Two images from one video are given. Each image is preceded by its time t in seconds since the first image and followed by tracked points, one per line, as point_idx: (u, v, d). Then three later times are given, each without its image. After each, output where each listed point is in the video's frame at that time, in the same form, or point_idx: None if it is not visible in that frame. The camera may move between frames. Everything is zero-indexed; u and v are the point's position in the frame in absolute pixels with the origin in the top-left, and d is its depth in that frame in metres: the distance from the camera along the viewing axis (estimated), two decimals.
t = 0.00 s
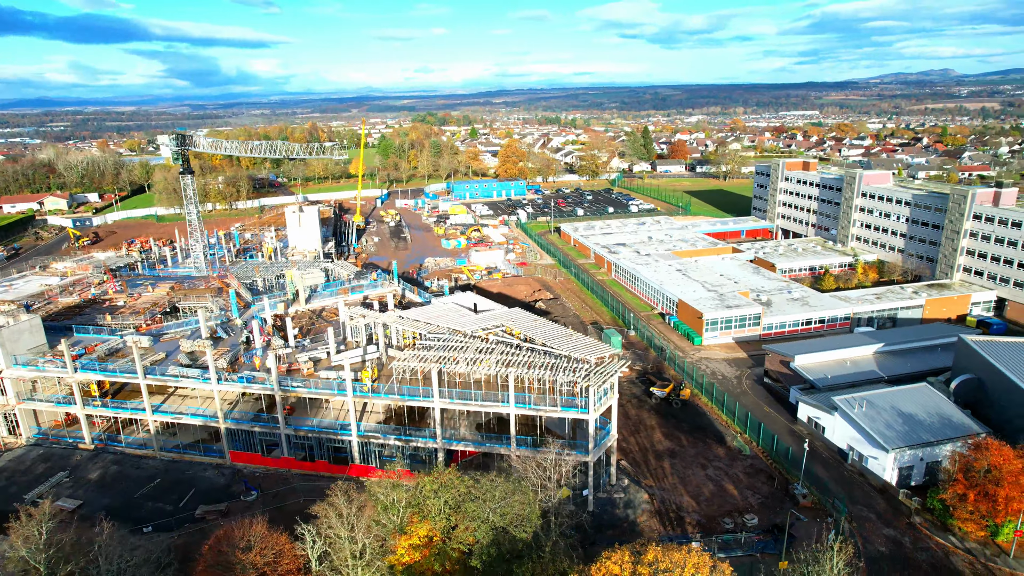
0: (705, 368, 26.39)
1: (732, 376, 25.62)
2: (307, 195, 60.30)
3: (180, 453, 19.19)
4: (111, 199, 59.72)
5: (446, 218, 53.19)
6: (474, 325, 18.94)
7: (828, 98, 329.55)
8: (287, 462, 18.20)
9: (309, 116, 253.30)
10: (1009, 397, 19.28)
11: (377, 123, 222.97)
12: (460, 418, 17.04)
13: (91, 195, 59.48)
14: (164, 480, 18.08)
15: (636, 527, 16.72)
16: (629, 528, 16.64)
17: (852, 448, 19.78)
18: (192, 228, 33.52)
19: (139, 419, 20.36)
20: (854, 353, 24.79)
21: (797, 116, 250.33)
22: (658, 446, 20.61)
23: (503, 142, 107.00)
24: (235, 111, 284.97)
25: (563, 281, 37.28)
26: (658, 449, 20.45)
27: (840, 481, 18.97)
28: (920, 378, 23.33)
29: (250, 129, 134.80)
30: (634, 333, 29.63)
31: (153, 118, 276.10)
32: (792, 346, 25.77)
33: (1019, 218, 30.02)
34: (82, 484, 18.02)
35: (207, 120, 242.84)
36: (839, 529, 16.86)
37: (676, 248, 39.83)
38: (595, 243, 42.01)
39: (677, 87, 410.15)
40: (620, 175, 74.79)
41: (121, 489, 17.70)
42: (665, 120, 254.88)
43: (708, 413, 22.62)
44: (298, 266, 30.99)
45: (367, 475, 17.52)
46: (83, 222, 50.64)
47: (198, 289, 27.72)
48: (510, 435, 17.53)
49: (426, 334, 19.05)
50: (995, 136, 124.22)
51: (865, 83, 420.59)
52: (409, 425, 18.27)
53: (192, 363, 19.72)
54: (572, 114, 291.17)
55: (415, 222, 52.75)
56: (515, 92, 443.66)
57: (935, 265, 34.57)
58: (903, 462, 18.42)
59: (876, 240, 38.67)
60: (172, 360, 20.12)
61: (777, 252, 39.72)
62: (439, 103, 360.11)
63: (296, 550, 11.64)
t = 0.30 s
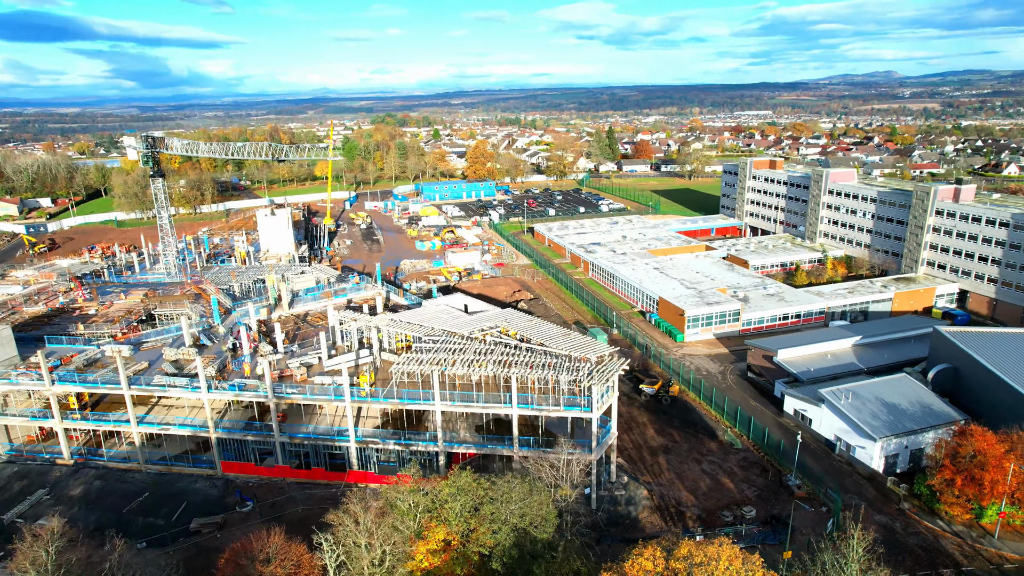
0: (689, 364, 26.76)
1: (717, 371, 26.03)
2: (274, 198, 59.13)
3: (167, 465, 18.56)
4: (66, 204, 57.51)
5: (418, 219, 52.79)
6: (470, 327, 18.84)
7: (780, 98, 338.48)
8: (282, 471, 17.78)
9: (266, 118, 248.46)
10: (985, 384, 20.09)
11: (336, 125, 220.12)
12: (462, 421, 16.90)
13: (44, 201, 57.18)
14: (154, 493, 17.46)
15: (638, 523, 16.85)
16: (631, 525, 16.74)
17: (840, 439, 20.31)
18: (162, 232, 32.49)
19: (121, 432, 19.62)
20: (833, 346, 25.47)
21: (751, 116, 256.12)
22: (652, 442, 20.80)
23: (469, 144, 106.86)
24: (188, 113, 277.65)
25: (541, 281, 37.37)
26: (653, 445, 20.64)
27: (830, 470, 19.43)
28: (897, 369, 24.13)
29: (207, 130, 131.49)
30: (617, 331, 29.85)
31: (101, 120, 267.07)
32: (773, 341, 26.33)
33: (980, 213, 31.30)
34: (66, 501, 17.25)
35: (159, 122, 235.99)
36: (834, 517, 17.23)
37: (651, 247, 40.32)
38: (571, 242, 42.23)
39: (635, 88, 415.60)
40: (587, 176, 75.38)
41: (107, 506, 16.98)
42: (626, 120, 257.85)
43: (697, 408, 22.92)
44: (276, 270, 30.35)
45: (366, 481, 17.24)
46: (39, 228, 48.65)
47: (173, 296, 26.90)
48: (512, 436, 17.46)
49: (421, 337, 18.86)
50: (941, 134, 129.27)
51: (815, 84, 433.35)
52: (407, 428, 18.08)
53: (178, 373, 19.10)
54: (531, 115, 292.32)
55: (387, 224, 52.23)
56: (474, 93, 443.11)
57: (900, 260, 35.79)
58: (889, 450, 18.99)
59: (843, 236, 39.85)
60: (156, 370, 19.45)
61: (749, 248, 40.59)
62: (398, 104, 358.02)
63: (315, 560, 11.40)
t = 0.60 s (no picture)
0: (674, 360, 27.09)
1: (702, 367, 26.41)
2: (239, 202, 57.85)
3: (156, 479, 17.94)
4: (18, 210, 55.26)
5: (390, 221, 52.28)
6: (466, 328, 18.74)
7: (735, 99, 345.95)
8: (278, 480, 17.38)
9: (221, 120, 242.89)
10: (962, 372, 20.86)
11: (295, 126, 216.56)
12: (464, 422, 16.80)
13: None
14: (144, 509, 16.78)
15: (641, 519, 17.00)
16: (633, 522, 16.84)
17: (828, 430, 20.83)
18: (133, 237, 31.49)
19: (103, 445, 18.87)
20: (814, 340, 26.12)
21: (708, 116, 260.94)
22: (646, 438, 20.99)
23: (434, 145, 106.33)
24: (139, 115, 269.51)
25: (520, 282, 37.37)
26: (647, 441, 20.84)
27: (819, 460, 19.85)
28: (876, 360, 24.88)
29: (161, 132, 127.86)
30: (600, 330, 30.03)
31: (46, 122, 257.20)
32: (755, 336, 26.87)
33: (944, 209, 32.48)
34: (49, 519, 16.42)
35: (108, 124, 228.50)
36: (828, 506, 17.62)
37: (627, 246, 40.74)
38: (547, 242, 42.36)
39: (594, 89, 419.41)
40: (555, 176, 75.72)
41: (95, 522, 16.29)
42: (587, 121, 260.16)
43: (686, 404, 23.22)
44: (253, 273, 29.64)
45: (367, 486, 17.00)
46: None
47: (149, 303, 26.09)
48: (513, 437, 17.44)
49: (418, 338, 18.67)
50: (892, 134, 133.87)
51: (768, 85, 444.25)
52: (406, 432, 17.88)
53: (165, 382, 18.49)
54: (492, 116, 292.48)
55: (358, 226, 51.60)
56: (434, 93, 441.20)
57: (868, 255, 36.93)
58: (876, 439, 19.55)
59: (812, 232, 40.91)
60: (141, 380, 18.80)
61: (722, 246, 41.34)
62: (358, 105, 353.94)
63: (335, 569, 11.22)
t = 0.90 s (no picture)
0: (660, 357, 27.37)
1: (688, 364, 26.74)
2: (205, 205, 56.44)
3: (147, 491, 17.33)
4: None
5: (362, 223, 51.66)
6: (464, 330, 18.62)
7: (694, 100, 351.86)
8: (276, 488, 16.98)
9: (176, 121, 236.46)
10: (942, 362, 21.58)
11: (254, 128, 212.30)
12: (468, 425, 16.69)
13: None
14: (137, 524, 16.17)
15: (644, 515, 17.12)
16: (636, 519, 16.94)
17: (817, 422, 21.32)
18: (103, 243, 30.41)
19: (88, 459, 18.13)
20: (796, 335, 26.72)
21: (668, 116, 264.78)
22: (642, 435, 21.16)
23: (400, 146, 105.43)
24: (88, 116, 260.58)
25: (500, 282, 37.31)
26: (643, 438, 21.00)
27: (811, 452, 20.28)
28: (856, 353, 25.58)
29: (116, 134, 124.09)
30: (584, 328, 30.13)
31: None
32: (739, 332, 27.35)
33: (911, 205, 33.60)
34: (36, 538, 15.67)
35: (56, 126, 220.26)
36: (823, 496, 18.00)
37: (604, 245, 41.05)
38: (525, 243, 42.41)
39: (555, 90, 421.57)
40: (525, 177, 75.85)
41: (86, 539, 15.63)
42: (549, 121, 261.36)
43: (677, 400, 23.47)
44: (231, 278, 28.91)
45: (370, 491, 16.74)
46: None
47: (125, 311, 25.21)
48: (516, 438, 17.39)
49: (416, 341, 18.47)
50: (847, 134, 137.84)
51: (725, 86, 453.43)
52: (407, 437, 17.63)
53: (154, 391, 17.90)
54: (455, 117, 291.58)
55: (330, 229, 50.83)
56: (395, 94, 437.53)
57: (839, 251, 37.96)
58: (864, 430, 20.07)
59: (784, 229, 41.84)
60: (128, 389, 18.16)
61: (697, 244, 41.99)
62: (317, 106, 348.71)
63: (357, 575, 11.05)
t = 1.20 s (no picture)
0: (664, 356, 27.52)
1: (691, 362, 26.92)
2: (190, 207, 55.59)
3: (159, 498, 17.02)
4: None
5: (353, 224, 51.28)
6: (478, 330, 18.54)
7: (671, 100, 354.61)
8: (293, 493, 16.77)
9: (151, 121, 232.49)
10: (943, 357, 21.99)
11: (232, 128, 209.59)
12: (488, 426, 16.64)
13: None
14: (153, 531, 15.86)
15: (662, 512, 17.20)
16: (655, 515, 17.03)
17: (824, 418, 21.60)
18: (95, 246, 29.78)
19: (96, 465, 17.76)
20: (797, 332, 27.05)
21: (647, 116, 266.46)
22: (653, 433, 21.28)
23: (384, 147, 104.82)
24: (59, 116, 255.08)
25: (497, 282, 37.28)
26: (654, 436, 21.12)
27: (821, 448, 20.53)
28: (856, 349, 25.97)
29: (91, 134, 121.58)
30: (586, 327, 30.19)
31: None
32: (741, 330, 27.61)
33: (901, 203, 34.20)
34: (49, 548, 15.31)
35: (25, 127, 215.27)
36: (836, 491, 18.24)
37: (598, 244, 41.20)
38: (519, 243, 42.41)
39: (534, 91, 422.23)
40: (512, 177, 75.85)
41: (101, 548, 15.29)
42: (529, 121, 261.82)
43: (685, 399, 23.63)
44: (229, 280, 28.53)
45: (389, 494, 16.62)
46: None
47: (123, 314, 24.72)
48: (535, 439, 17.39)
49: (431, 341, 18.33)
50: (824, 134, 139.93)
51: (701, 87, 457.37)
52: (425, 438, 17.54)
53: (164, 396, 17.53)
54: (434, 118, 290.80)
55: (319, 230, 50.36)
56: (372, 94, 435.11)
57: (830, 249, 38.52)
58: (871, 425, 20.38)
59: (775, 228, 42.37)
60: (136, 395, 17.77)
61: (690, 243, 42.34)
62: (294, 107, 345.52)
63: None
